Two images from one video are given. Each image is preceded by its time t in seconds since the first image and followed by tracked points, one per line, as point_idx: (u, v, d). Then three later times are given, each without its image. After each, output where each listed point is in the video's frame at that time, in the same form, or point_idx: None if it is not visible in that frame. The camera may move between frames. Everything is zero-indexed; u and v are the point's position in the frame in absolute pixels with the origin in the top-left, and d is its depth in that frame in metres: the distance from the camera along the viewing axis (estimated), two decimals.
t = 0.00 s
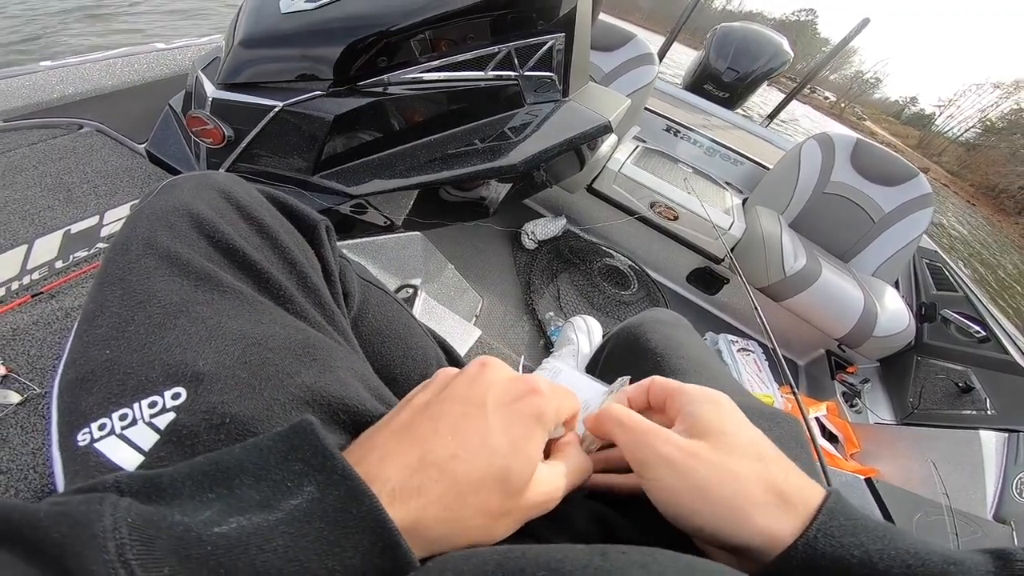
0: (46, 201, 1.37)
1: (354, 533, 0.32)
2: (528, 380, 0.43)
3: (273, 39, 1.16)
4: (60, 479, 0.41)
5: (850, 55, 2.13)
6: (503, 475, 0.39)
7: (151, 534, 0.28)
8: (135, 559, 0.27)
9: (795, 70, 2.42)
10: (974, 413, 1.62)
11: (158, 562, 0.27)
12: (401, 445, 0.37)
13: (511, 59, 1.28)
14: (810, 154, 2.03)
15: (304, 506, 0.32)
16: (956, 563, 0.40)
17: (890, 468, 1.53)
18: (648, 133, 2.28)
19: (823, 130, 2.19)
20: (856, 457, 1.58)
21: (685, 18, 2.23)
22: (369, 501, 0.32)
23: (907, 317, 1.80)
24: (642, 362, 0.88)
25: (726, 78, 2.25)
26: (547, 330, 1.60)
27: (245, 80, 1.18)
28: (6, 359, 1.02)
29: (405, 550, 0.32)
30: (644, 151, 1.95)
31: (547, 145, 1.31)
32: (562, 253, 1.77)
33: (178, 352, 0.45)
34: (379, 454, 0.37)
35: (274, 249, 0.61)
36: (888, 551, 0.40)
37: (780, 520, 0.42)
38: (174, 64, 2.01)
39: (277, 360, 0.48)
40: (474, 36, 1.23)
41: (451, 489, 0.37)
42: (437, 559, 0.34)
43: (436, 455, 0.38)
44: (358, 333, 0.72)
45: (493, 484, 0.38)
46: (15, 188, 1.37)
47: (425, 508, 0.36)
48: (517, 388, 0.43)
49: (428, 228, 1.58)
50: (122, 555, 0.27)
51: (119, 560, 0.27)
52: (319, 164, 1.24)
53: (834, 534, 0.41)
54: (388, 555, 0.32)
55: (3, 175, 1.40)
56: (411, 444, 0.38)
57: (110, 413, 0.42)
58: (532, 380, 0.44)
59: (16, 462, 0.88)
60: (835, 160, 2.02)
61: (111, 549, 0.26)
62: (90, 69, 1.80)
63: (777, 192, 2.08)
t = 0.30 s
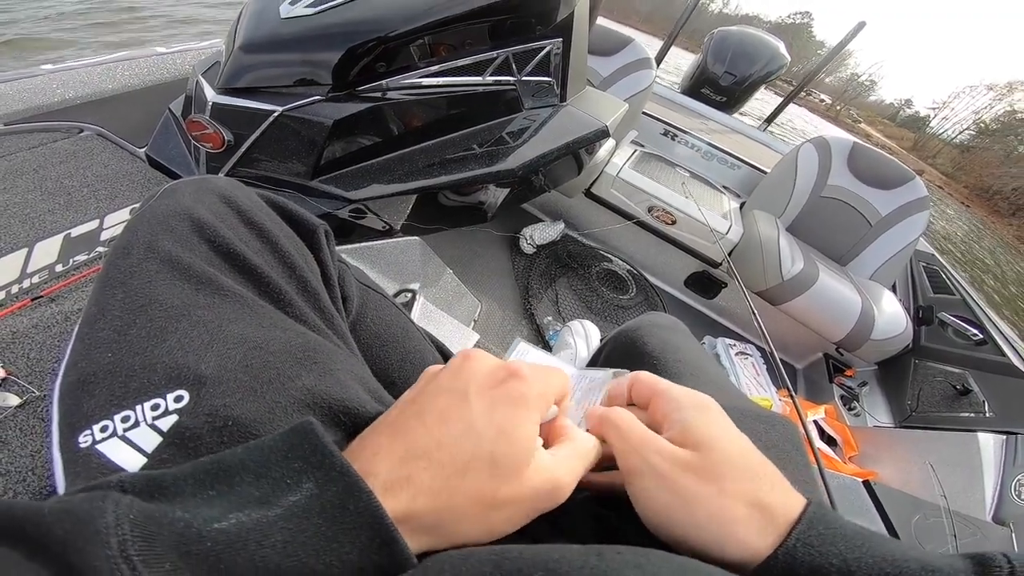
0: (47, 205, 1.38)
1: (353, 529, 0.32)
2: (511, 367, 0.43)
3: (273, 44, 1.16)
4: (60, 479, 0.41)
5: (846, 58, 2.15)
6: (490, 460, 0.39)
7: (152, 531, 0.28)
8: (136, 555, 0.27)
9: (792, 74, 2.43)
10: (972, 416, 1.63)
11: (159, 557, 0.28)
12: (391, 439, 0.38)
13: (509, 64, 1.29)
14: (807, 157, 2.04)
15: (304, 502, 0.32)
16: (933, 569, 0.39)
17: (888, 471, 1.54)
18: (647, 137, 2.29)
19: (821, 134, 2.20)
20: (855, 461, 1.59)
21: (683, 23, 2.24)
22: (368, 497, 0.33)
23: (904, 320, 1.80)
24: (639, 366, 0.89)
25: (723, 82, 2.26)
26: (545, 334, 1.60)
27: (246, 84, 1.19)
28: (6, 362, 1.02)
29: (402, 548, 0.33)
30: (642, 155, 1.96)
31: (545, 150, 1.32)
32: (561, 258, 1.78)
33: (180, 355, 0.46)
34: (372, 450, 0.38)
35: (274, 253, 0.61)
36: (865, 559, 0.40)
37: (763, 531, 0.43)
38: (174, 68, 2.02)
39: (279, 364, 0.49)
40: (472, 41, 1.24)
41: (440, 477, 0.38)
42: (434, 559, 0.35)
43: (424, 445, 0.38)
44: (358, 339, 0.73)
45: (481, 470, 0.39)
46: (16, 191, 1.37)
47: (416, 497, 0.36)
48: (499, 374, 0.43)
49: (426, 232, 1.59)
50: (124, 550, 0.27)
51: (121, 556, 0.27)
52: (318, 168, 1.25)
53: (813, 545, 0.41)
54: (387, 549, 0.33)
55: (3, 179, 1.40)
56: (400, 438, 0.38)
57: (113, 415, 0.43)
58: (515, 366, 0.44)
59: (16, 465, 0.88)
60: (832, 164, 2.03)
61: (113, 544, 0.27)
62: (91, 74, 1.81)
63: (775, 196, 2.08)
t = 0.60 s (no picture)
0: (42, 198, 1.36)
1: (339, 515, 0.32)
2: (502, 347, 0.43)
3: (273, 37, 1.15)
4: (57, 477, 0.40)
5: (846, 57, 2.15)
6: (481, 438, 0.38)
7: (142, 521, 0.27)
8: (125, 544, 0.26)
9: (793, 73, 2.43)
10: (968, 416, 1.63)
11: (148, 549, 0.27)
12: (385, 421, 0.38)
13: (512, 59, 1.29)
14: (808, 156, 2.04)
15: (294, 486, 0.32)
16: (954, 564, 0.40)
17: (884, 469, 1.54)
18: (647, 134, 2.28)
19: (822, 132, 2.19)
20: (852, 459, 1.59)
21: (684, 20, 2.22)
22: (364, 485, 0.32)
23: (903, 319, 1.81)
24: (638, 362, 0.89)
25: (725, 80, 2.26)
26: (545, 330, 1.60)
27: (246, 77, 1.18)
28: (1, 358, 1.01)
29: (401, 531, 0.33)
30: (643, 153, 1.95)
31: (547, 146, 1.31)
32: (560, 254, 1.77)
33: (182, 352, 0.45)
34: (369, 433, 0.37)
35: (274, 246, 0.60)
36: (888, 552, 0.41)
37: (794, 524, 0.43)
38: (173, 63, 2.01)
39: (282, 360, 0.48)
40: (474, 35, 1.23)
41: (432, 457, 0.37)
42: (436, 559, 0.34)
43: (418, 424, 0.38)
44: (358, 334, 0.72)
45: (479, 446, 0.38)
46: (11, 185, 1.36)
47: (408, 475, 0.36)
48: (489, 356, 0.42)
49: (426, 228, 1.59)
50: (113, 540, 0.26)
51: (110, 546, 0.26)
52: (318, 162, 1.24)
53: (838, 536, 0.42)
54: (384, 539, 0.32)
55: None
56: (394, 419, 0.38)
57: (110, 412, 0.42)
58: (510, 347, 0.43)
59: (9, 462, 0.87)
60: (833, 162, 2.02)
61: (101, 534, 0.26)
62: (88, 67, 1.79)
63: (776, 194, 2.08)
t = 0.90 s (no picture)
0: (41, 186, 1.36)
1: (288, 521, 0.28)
2: (518, 279, 0.32)
3: (278, 26, 1.14)
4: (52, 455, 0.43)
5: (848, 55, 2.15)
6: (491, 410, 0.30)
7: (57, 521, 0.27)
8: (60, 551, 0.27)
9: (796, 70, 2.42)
10: (964, 416, 1.64)
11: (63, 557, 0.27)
12: (361, 390, 0.31)
13: (517, 52, 1.28)
14: (810, 153, 2.04)
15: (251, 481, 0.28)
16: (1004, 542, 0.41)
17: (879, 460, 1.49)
18: (649, 130, 2.27)
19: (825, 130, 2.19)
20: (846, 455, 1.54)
21: (689, 16, 2.20)
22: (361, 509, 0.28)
23: (901, 318, 1.81)
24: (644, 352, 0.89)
25: (728, 76, 2.25)
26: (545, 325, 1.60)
27: (252, 66, 1.17)
28: None
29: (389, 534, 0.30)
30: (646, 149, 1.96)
31: (550, 139, 1.31)
32: (561, 249, 1.77)
33: (177, 337, 0.45)
34: (348, 401, 0.31)
35: (276, 234, 0.60)
36: (939, 527, 0.42)
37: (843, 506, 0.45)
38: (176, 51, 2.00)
39: (279, 347, 0.47)
40: (480, 27, 1.22)
41: (423, 432, 0.30)
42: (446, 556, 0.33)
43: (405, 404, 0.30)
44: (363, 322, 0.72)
45: (478, 438, 0.31)
46: (11, 172, 1.36)
47: (393, 466, 0.30)
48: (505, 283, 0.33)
49: (427, 220, 1.58)
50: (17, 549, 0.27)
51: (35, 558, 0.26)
52: (321, 152, 1.23)
53: (890, 510, 0.43)
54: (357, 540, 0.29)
55: None
56: (375, 394, 0.31)
57: (103, 401, 0.43)
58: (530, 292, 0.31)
59: (7, 452, 0.87)
60: (836, 159, 2.03)
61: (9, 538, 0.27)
62: (90, 55, 1.78)
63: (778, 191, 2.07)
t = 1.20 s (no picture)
0: (60, 185, 1.38)
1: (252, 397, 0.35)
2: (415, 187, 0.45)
3: (295, 31, 1.16)
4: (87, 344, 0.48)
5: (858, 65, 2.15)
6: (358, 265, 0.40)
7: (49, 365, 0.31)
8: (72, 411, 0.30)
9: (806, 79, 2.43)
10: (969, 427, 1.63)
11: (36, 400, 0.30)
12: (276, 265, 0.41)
13: (529, 59, 1.29)
14: (819, 163, 2.02)
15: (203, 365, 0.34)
16: None
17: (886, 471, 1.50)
18: (658, 138, 2.29)
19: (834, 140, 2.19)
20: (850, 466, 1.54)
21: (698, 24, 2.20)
22: (255, 385, 0.35)
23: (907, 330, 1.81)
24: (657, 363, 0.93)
25: (737, 84, 2.27)
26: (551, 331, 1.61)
27: (270, 70, 1.19)
28: (14, 343, 1.05)
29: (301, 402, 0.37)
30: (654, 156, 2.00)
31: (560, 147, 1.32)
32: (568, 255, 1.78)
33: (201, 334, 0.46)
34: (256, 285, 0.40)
35: (294, 236, 0.61)
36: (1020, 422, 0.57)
37: (933, 415, 0.59)
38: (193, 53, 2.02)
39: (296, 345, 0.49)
40: (493, 35, 1.25)
41: (302, 285, 0.39)
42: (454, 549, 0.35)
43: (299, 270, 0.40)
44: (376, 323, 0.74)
45: (348, 283, 0.39)
46: (30, 172, 1.38)
47: (269, 308, 0.38)
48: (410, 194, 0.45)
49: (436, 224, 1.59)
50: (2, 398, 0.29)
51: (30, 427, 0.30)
52: (335, 156, 1.25)
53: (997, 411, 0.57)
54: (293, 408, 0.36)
55: (19, 160, 1.41)
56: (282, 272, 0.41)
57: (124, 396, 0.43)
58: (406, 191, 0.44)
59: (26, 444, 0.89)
60: (845, 167, 2.01)
61: None
62: (109, 56, 1.81)
63: (785, 200, 2.09)
